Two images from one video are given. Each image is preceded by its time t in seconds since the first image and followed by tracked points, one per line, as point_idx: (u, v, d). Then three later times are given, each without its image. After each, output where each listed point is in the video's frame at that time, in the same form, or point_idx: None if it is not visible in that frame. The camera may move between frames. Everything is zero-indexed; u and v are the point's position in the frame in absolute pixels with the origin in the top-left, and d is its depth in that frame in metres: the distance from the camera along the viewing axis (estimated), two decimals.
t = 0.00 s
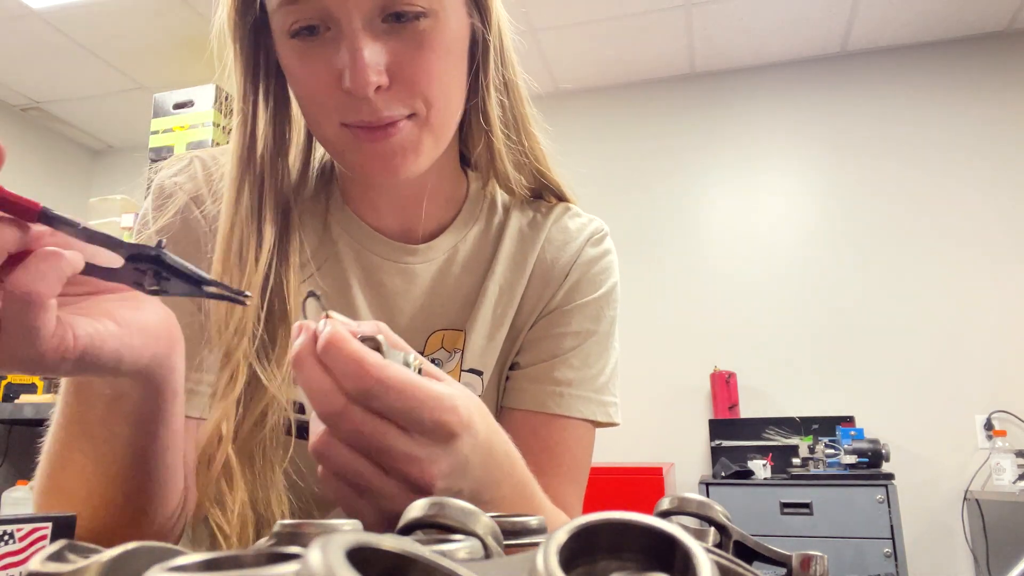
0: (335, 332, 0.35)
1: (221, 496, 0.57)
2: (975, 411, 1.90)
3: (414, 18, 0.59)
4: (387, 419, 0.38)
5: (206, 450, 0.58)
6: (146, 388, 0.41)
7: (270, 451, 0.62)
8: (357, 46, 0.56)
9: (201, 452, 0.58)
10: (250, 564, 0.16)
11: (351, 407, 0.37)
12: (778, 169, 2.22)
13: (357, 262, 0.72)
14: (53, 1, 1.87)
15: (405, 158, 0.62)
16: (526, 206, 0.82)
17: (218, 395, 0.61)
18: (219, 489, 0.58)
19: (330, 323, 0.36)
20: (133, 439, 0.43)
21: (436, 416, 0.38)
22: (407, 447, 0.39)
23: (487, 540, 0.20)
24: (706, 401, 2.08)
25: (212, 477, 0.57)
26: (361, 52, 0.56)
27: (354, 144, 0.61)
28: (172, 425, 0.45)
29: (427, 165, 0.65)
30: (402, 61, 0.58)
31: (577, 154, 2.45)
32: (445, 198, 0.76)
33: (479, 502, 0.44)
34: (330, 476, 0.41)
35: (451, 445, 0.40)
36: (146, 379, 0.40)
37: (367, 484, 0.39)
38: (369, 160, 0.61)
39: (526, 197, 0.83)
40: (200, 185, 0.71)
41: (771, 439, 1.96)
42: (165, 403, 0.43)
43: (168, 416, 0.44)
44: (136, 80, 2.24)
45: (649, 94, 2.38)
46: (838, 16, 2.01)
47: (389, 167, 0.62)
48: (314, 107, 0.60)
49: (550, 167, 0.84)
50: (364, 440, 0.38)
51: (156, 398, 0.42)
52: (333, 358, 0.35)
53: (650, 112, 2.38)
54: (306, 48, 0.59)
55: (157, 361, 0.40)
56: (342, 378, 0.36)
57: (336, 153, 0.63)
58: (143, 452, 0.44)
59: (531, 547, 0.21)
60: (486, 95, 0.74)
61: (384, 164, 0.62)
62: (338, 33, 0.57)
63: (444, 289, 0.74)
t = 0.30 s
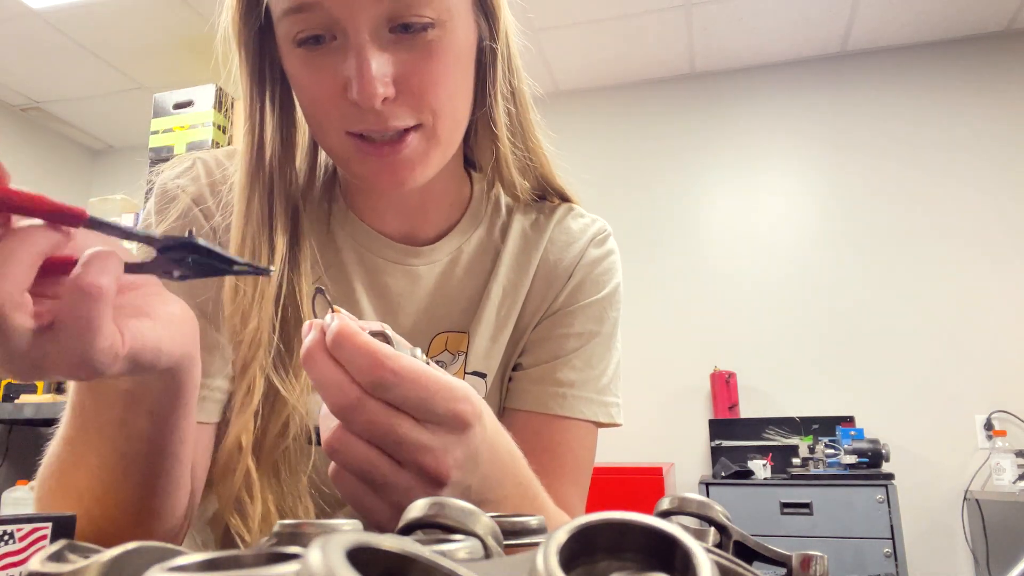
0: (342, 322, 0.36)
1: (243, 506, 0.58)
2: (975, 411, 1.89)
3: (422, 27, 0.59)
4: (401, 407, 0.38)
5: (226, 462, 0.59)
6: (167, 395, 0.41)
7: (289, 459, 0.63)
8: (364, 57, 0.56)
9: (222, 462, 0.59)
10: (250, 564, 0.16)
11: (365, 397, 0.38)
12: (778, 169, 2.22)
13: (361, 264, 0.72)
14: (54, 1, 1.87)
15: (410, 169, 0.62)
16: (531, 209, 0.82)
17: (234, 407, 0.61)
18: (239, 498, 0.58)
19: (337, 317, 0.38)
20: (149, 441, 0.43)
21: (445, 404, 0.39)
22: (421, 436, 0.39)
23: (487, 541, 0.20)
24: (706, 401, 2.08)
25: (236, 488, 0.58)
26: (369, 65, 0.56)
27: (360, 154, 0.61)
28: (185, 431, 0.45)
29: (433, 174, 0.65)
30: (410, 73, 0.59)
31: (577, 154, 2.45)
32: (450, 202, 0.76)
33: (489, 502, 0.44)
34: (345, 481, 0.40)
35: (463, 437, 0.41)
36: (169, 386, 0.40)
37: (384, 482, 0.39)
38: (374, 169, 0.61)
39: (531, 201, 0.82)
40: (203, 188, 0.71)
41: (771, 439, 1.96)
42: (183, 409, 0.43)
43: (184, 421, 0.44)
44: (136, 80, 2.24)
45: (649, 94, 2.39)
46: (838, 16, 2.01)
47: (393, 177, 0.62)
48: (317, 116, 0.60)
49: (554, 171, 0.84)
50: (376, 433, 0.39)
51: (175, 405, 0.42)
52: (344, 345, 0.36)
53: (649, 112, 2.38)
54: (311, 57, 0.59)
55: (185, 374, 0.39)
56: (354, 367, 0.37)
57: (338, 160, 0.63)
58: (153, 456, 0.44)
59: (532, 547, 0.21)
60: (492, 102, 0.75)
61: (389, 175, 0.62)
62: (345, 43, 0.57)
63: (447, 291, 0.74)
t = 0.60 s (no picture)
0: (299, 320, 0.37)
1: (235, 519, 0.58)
2: (975, 411, 1.89)
3: (419, 41, 0.59)
4: (372, 400, 0.38)
5: (215, 474, 0.58)
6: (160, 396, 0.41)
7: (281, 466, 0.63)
8: (355, 71, 0.56)
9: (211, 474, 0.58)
10: (250, 564, 0.16)
11: (334, 394, 0.38)
12: (778, 169, 2.22)
13: (354, 267, 0.72)
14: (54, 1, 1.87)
15: (401, 181, 0.62)
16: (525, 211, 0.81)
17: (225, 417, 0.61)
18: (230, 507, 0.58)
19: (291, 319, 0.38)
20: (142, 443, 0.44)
21: (414, 391, 0.39)
22: (395, 428, 0.39)
23: (487, 540, 0.20)
24: (706, 401, 2.08)
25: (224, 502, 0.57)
26: (361, 82, 0.56)
27: (349, 164, 0.61)
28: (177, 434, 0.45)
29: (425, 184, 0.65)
30: (401, 87, 0.58)
31: (577, 154, 2.45)
32: (444, 205, 0.75)
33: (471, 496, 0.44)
34: (322, 484, 0.40)
35: (436, 425, 0.41)
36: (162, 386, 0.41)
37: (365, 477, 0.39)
38: (365, 181, 0.62)
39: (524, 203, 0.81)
40: (198, 185, 0.71)
41: (771, 439, 1.96)
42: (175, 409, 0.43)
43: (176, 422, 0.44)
44: (136, 80, 2.24)
45: (650, 94, 2.38)
46: (839, 16, 2.01)
47: (384, 190, 0.62)
48: (308, 126, 0.61)
49: (550, 175, 0.83)
50: (351, 432, 0.38)
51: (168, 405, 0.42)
52: (304, 343, 0.37)
53: (649, 112, 2.38)
54: (305, 67, 0.59)
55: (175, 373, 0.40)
56: (319, 364, 0.37)
57: (331, 169, 0.64)
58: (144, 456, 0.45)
59: (532, 547, 0.21)
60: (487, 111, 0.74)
61: (379, 188, 0.62)
62: (337, 56, 0.57)
63: (442, 292, 0.74)
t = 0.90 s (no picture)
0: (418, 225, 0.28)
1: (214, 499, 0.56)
2: (975, 411, 1.89)
3: (427, 27, 0.59)
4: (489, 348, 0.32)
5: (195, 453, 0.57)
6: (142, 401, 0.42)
7: (253, 452, 0.62)
8: (363, 52, 0.56)
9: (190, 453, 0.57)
10: (250, 564, 0.16)
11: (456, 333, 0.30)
12: (778, 169, 2.22)
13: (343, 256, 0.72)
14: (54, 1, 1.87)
15: (397, 172, 0.61)
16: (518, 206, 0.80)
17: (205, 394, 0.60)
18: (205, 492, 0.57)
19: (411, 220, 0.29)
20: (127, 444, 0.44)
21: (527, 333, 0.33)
22: (501, 374, 0.32)
23: (487, 540, 0.20)
24: (706, 401, 2.08)
25: (201, 479, 0.56)
26: (365, 64, 0.56)
27: (345, 151, 0.60)
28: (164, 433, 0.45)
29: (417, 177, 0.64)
30: (404, 74, 0.58)
31: (577, 154, 2.45)
32: (433, 196, 0.75)
33: (469, 491, 0.41)
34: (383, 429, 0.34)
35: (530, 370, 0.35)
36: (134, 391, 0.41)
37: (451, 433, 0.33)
38: (362, 169, 0.61)
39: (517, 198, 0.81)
40: (190, 177, 0.72)
41: (771, 439, 1.96)
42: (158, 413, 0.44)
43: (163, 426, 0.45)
44: (136, 80, 2.24)
45: (650, 94, 2.38)
46: (839, 16, 2.01)
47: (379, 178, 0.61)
48: (309, 112, 0.60)
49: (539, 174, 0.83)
50: (452, 373, 0.31)
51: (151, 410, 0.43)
52: (431, 263, 0.28)
53: (649, 112, 2.38)
54: (310, 44, 0.58)
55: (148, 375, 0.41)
56: (450, 291, 0.29)
57: (328, 154, 0.63)
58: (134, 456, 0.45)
59: (532, 548, 0.21)
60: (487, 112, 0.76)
61: (373, 175, 0.61)
62: (346, 37, 0.57)
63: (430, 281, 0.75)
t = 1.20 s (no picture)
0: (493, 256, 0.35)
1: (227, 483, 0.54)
2: (975, 411, 1.89)
3: (444, 26, 0.59)
4: (533, 371, 0.38)
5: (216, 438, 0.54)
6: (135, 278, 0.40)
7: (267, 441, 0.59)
8: (379, 45, 0.55)
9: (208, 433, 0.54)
10: (251, 564, 0.16)
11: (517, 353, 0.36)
12: (777, 169, 2.22)
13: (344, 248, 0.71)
14: None
15: (401, 169, 0.61)
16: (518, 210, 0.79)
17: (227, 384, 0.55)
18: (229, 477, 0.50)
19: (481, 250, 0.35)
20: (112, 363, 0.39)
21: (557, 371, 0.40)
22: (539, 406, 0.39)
23: (487, 541, 0.20)
24: (706, 401, 2.08)
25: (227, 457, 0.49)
26: (380, 55, 0.55)
27: (347, 139, 0.58)
28: (154, 330, 0.41)
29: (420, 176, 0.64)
30: (418, 71, 0.58)
31: (575, 155, 2.45)
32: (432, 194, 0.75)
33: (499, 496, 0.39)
34: (423, 462, 0.37)
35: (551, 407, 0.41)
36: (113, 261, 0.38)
37: (493, 465, 0.37)
38: (364, 162, 0.59)
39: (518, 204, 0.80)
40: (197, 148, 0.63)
41: (771, 439, 1.95)
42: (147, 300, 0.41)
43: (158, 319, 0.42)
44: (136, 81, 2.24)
45: (649, 93, 2.39)
46: (838, 17, 2.01)
47: (382, 174, 0.60)
48: (315, 98, 0.57)
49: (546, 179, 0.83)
50: (505, 398, 0.37)
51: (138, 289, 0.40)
52: (501, 284, 0.35)
53: (647, 113, 2.38)
54: (324, 31, 0.56)
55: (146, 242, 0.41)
56: (516, 314, 0.36)
57: (330, 146, 0.60)
58: (112, 387, 0.39)
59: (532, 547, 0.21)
60: (500, 120, 0.76)
61: (378, 169, 0.60)
62: (361, 29, 0.55)
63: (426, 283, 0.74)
